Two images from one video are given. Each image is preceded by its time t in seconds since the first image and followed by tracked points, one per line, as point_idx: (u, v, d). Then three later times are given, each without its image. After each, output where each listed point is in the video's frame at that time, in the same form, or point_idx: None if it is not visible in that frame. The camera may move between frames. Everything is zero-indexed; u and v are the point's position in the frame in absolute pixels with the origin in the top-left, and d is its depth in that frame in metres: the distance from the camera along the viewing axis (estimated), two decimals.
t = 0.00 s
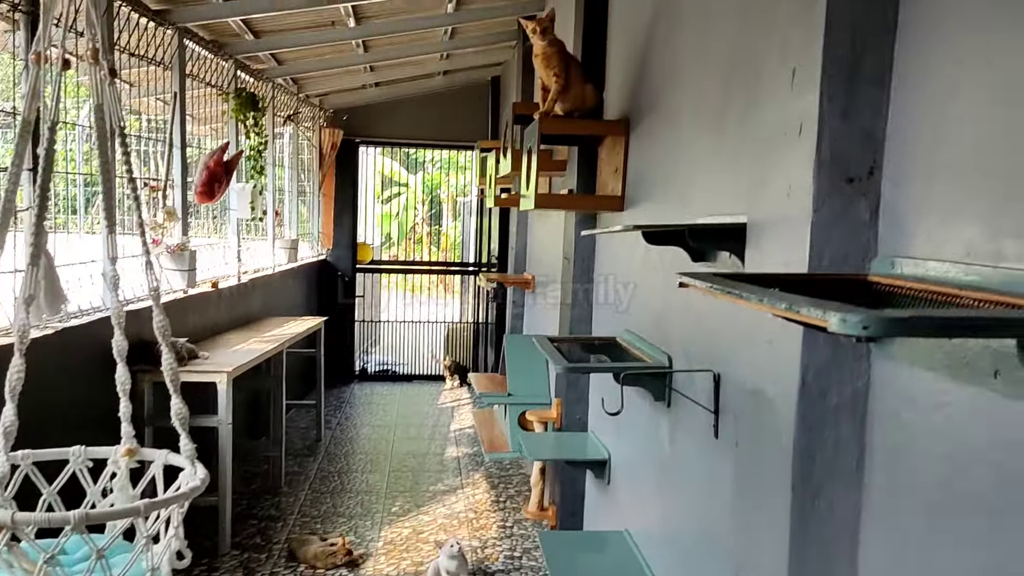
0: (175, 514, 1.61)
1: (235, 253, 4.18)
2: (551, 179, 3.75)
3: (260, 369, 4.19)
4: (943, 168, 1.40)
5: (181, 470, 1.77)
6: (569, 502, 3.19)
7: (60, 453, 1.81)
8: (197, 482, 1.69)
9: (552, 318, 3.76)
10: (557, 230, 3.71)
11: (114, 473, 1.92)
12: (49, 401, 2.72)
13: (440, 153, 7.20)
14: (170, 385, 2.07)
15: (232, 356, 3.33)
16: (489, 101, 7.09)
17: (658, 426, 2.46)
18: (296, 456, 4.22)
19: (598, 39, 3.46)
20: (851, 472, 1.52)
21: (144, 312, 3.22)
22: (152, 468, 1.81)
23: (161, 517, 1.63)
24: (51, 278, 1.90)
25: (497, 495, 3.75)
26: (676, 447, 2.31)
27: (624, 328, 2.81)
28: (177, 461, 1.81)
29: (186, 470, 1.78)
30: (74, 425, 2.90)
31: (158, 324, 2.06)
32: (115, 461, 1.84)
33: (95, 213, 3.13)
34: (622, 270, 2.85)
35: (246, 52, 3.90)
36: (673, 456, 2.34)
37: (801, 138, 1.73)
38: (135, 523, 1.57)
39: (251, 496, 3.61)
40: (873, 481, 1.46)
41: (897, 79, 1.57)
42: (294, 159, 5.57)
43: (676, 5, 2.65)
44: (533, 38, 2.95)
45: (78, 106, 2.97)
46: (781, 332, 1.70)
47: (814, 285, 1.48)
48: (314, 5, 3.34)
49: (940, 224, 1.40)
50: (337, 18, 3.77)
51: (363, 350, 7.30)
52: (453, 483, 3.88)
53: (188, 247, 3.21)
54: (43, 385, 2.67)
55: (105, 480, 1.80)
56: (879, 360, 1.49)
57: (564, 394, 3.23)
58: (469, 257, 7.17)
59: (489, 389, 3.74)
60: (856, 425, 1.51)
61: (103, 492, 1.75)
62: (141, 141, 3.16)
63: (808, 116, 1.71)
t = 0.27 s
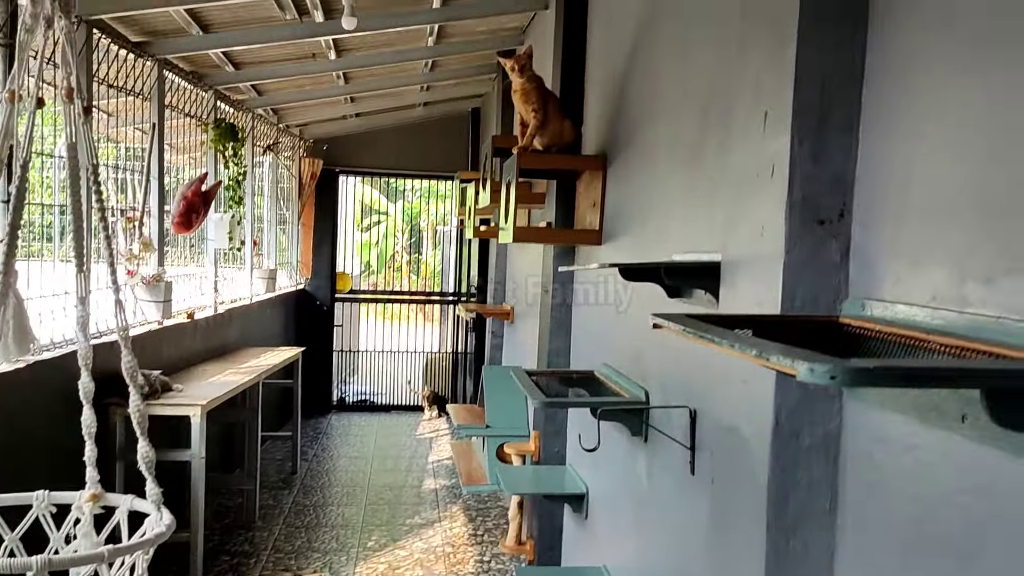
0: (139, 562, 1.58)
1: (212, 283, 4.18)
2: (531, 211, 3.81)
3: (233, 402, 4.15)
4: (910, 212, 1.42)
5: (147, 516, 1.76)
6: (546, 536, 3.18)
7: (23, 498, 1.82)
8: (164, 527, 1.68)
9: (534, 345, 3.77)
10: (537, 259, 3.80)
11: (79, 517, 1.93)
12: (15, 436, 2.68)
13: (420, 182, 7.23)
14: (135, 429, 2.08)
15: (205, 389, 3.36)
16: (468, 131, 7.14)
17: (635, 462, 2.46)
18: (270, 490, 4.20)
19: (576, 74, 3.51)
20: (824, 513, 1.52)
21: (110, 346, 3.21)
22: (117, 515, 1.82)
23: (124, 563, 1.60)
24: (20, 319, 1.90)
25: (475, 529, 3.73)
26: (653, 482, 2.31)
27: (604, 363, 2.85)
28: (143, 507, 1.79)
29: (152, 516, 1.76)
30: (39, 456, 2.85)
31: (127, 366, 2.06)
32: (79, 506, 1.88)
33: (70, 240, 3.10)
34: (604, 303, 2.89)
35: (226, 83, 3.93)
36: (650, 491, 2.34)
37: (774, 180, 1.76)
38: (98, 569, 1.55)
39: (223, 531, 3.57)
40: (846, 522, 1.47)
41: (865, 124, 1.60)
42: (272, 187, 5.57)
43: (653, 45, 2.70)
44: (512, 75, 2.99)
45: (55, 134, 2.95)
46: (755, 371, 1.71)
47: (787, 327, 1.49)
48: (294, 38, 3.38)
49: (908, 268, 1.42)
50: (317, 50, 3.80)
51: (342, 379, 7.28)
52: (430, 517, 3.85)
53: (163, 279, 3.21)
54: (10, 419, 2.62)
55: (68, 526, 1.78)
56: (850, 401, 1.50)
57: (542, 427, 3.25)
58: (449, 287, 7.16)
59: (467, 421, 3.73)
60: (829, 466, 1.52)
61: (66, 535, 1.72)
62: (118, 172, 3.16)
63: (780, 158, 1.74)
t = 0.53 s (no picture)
0: None
1: (197, 309, 4.17)
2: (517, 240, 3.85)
3: (217, 430, 4.11)
4: (890, 250, 1.45)
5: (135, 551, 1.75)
6: (531, 567, 3.17)
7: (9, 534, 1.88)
8: (151, 563, 1.67)
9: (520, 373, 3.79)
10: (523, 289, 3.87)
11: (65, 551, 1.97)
12: None
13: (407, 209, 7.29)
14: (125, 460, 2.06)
15: (188, 418, 3.35)
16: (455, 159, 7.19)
17: (620, 493, 2.46)
18: (254, 520, 4.15)
19: (562, 105, 3.55)
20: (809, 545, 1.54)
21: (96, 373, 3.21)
22: (104, 551, 1.83)
23: None
24: (9, 349, 1.87)
25: (459, 559, 3.70)
26: (638, 514, 2.31)
27: (590, 393, 2.89)
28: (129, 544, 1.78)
29: (139, 553, 1.75)
30: (19, 485, 2.82)
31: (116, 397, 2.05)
32: (66, 542, 1.89)
33: (55, 266, 3.08)
34: (591, 333, 2.92)
35: (214, 111, 3.95)
36: (635, 522, 2.34)
37: (757, 215, 1.79)
38: None
39: (205, 563, 3.52)
40: (831, 556, 1.48)
41: (846, 163, 1.63)
42: (258, 213, 5.57)
43: (637, 79, 2.74)
44: (498, 107, 3.03)
45: (42, 159, 2.95)
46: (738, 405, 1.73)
47: (770, 363, 1.49)
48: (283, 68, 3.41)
49: (889, 304, 1.45)
50: (304, 80, 3.82)
51: (327, 407, 7.23)
52: (413, 547, 3.82)
53: (147, 306, 3.22)
54: None
55: (53, 563, 1.77)
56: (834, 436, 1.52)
57: (527, 457, 3.26)
58: (434, 314, 7.22)
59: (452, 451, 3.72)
60: (814, 499, 1.54)
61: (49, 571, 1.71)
62: (104, 200, 3.16)
63: (762, 194, 1.76)
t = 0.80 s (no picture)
0: None
1: (186, 331, 4.15)
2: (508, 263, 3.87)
3: (205, 454, 4.09)
4: (880, 277, 1.47)
5: None
6: None
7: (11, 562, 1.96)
8: None
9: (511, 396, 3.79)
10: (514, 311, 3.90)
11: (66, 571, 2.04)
12: None
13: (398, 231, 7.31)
14: (128, 483, 2.06)
15: (178, 441, 3.35)
16: (445, 181, 7.23)
17: (611, 517, 2.46)
18: (242, 543, 4.11)
19: (553, 129, 3.57)
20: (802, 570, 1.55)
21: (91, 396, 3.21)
22: None
23: None
24: (9, 374, 1.86)
25: None
26: (629, 538, 2.31)
27: (580, 416, 2.91)
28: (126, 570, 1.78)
29: None
30: (6, 510, 2.79)
31: (119, 421, 2.05)
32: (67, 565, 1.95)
33: (45, 287, 3.06)
34: (583, 356, 2.93)
35: (205, 133, 3.96)
36: (626, 547, 2.33)
37: (747, 241, 1.80)
38: None
39: None
40: None
41: (835, 190, 1.66)
42: (249, 235, 5.57)
43: (628, 105, 2.78)
44: (490, 131, 3.05)
45: (34, 180, 2.95)
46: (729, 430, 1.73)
47: (762, 388, 1.50)
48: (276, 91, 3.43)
49: (879, 331, 1.46)
50: (296, 103, 3.84)
51: (316, 428, 7.19)
52: (403, 571, 3.79)
53: (138, 329, 3.24)
54: None
55: None
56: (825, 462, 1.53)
57: (518, 480, 3.26)
58: (424, 336, 7.22)
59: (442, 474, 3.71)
60: (805, 526, 1.55)
61: None
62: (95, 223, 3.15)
63: (752, 220, 1.78)
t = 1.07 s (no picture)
0: None
1: (178, 348, 4.14)
2: (500, 280, 3.88)
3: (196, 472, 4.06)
4: (871, 296, 1.48)
5: None
6: None
7: None
8: None
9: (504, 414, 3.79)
10: (507, 328, 3.92)
11: None
12: None
13: (391, 249, 7.31)
14: (132, 499, 2.05)
15: (168, 459, 3.37)
16: (438, 198, 7.25)
17: (603, 536, 2.46)
18: (232, 562, 4.07)
19: (546, 148, 3.60)
20: None
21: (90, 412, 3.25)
22: None
23: None
24: (9, 392, 1.86)
25: None
26: (621, 557, 2.31)
27: (572, 434, 2.92)
28: None
29: None
30: None
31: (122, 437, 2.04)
32: None
33: (37, 303, 3.05)
34: (576, 374, 2.94)
35: (199, 151, 3.97)
36: (618, 566, 2.33)
37: (738, 260, 1.82)
38: None
39: None
40: None
41: (826, 210, 1.68)
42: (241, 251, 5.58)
43: (621, 124, 2.80)
44: (483, 149, 3.07)
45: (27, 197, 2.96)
46: (721, 449, 1.74)
47: (755, 406, 1.50)
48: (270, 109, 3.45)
49: (870, 350, 1.48)
50: (290, 120, 3.85)
51: (308, 446, 7.15)
52: None
53: (131, 346, 3.28)
54: None
55: None
56: (817, 481, 1.54)
57: (510, 499, 3.26)
58: (417, 353, 7.20)
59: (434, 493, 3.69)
60: (797, 545, 1.55)
61: None
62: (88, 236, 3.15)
63: (744, 239, 1.80)
